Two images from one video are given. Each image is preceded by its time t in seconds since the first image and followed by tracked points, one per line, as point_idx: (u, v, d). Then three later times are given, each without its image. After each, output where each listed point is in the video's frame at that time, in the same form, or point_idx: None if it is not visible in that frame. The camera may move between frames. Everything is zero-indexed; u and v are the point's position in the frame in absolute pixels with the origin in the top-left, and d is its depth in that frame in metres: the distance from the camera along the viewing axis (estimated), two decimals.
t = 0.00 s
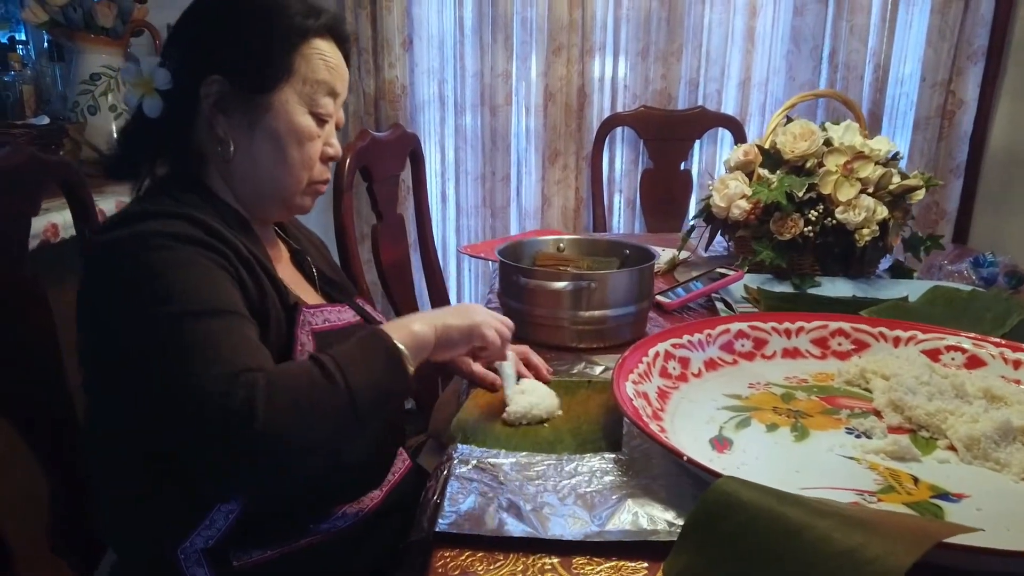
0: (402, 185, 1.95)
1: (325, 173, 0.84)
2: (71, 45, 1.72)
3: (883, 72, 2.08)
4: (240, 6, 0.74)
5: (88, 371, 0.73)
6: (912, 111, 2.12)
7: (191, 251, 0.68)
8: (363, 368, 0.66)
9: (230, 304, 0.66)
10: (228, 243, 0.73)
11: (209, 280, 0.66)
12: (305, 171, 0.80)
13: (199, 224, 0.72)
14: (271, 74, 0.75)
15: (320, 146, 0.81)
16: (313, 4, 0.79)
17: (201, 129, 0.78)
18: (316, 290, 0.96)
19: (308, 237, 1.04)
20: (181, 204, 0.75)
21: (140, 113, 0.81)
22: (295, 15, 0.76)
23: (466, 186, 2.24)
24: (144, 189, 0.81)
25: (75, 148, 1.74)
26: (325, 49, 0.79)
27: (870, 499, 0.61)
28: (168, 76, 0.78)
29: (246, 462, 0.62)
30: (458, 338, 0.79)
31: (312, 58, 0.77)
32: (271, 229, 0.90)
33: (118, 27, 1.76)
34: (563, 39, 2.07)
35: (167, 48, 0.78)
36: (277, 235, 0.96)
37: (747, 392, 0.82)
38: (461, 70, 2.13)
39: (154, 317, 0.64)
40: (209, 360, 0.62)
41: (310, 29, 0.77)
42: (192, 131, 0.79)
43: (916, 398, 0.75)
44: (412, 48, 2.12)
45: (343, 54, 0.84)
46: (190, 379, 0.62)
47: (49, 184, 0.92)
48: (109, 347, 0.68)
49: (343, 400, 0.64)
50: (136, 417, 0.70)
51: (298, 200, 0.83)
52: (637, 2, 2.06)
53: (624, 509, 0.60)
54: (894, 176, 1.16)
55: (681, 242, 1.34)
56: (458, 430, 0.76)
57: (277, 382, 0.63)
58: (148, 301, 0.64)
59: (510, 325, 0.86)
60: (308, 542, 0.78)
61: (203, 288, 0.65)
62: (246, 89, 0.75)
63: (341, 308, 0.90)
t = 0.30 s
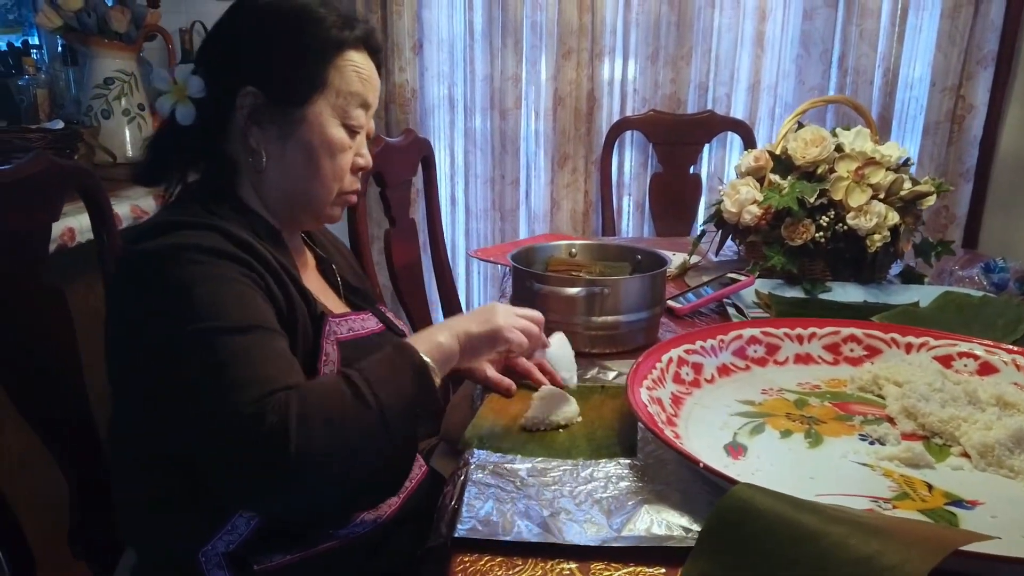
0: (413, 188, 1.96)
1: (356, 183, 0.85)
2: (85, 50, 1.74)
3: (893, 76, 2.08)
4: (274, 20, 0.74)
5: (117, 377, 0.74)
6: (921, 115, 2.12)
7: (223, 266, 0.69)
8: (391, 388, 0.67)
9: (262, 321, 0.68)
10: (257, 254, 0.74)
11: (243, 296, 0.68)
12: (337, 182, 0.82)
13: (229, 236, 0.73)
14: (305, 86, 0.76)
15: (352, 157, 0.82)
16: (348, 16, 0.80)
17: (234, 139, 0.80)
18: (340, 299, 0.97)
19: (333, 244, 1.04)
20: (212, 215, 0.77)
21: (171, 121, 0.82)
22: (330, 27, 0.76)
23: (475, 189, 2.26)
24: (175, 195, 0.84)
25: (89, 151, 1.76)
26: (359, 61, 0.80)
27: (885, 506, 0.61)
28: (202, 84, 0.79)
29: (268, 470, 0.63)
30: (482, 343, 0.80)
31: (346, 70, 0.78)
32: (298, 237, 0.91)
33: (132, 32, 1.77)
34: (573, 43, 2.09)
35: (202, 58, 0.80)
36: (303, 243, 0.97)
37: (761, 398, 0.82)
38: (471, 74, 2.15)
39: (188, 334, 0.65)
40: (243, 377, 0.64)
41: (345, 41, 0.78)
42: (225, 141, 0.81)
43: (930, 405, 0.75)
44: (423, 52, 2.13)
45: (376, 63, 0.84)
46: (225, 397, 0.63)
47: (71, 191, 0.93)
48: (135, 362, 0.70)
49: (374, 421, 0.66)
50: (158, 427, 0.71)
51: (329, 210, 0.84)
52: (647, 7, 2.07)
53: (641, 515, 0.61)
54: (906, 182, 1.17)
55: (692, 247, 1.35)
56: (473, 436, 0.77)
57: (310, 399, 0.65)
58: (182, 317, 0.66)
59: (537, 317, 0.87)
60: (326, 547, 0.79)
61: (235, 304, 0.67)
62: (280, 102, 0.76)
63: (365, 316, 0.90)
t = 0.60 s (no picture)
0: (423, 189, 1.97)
1: (372, 186, 0.86)
2: (95, 50, 1.74)
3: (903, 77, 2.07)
4: (293, 22, 0.74)
5: (136, 388, 0.75)
6: (932, 116, 2.12)
7: (249, 259, 0.68)
8: (443, 367, 0.68)
9: (292, 308, 0.66)
10: (279, 250, 0.73)
11: (269, 285, 0.66)
12: (354, 186, 0.82)
13: (251, 234, 0.71)
14: (326, 90, 0.75)
15: (370, 161, 0.82)
16: (368, 18, 0.79)
17: (252, 140, 0.80)
18: (356, 302, 0.97)
19: (347, 244, 1.05)
20: (228, 215, 0.76)
21: (188, 123, 0.82)
22: (350, 30, 0.76)
23: (484, 189, 2.25)
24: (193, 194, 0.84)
25: (100, 151, 1.77)
26: (378, 63, 0.79)
27: (903, 509, 0.61)
28: (217, 85, 0.79)
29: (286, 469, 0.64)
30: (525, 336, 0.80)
31: (366, 73, 0.78)
32: (313, 239, 0.91)
33: (142, 32, 1.77)
34: (582, 43, 2.09)
35: (218, 60, 0.80)
36: (318, 244, 0.97)
37: (774, 399, 0.82)
38: (481, 74, 2.15)
39: (222, 325, 0.64)
40: (285, 361, 0.62)
41: (366, 43, 0.77)
42: (242, 144, 0.81)
43: (947, 407, 0.75)
44: (432, 52, 2.13)
45: (394, 64, 0.84)
46: (271, 380, 0.62)
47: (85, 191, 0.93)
48: (154, 364, 0.71)
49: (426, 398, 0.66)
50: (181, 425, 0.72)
51: (345, 214, 0.85)
52: (656, 7, 2.06)
53: (659, 517, 0.61)
54: (919, 182, 1.16)
55: (703, 247, 1.35)
56: (487, 436, 0.77)
57: (364, 378, 0.65)
58: (215, 309, 0.65)
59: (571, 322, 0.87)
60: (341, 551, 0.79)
61: (265, 294, 0.65)
62: (300, 105, 0.76)
63: (381, 319, 0.91)
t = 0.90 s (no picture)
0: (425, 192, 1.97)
1: (373, 194, 0.86)
2: (99, 53, 1.75)
3: (906, 79, 2.07)
4: (292, 31, 0.75)
5: (139, 398, 0.76)
6: (935, 119, 2.12)
7: (245, 274, 0.68)
8: (431, 394, 0.67)
9: (287, 326, 0.66)
10: (279, 262, 0.73)
11: (266, 302, 0.67)
12: (354, 196, 0.82)
13: (250, 246, 0.72)
14: (324, 100, 0.76)
15: (369, 169, 0.82)
16: (366, 25, 0.80)
17: (251, 150, 0.80)
18: (356, 308, 0.97)
19: (351, 250, 1.05)
20: (232, 226, 0.77)
21: (188, 134, 0.82)
22: (348, 38, 0.76)
23: (486, 192, 2.26)
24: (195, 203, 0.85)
25: (103, 155, 1.76)
26: (376, 70, 0.80)
27: (906, 517, 0.61)
28: (217, 97, 0.79)
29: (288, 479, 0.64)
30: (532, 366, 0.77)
31: (364, 81, 0.78)
32: (316, 248, 0.91)
33: (145, 35, 1.78)
34: (584, 45, 2.09)
35: (218, 70, 0.80)
36: (322, 252, 0.97)
37: (776, 405, 0.82)
38: (483, 76, 2.15)
39: (217, 342, 0.65)
40: (274, 385, 0.63)
41: (364, 50, 0.78)
42: (242, 155, 0.82)
43: (949, 415, 0.75)
44: (435, 55, 2.14)
45: (394, 71, 0.85)
46: (261, 402, 0.63)
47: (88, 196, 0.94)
48: (152, 374, 0.72)
49: (412, 423, 0.65)
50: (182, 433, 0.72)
51: (346, 222, 0.85)
52: (659, 10, 2.07)
53: (661, 525, 0.61)
54: (922, 187, 1.16)
55: (706, 252, 1.35)
56: (490, 443, 0.77)
57: (347, 404, 0.65)
58: (212, 324, 0.65)
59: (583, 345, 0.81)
60: (341, 560, 0.80)
61: (260, 310, 0.66)
62: (298, 115, 0.76)
63: (382, 326, 0.91)
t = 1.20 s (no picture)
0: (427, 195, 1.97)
1: (382, 200, 0.86)
2: (102, 56, 1.75)
3: (908, 82, 2.08)
4: (293, 36, 0.75)
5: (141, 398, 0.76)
6: (937, 121, 2.12)
7: (250, 295, 0.70)
8: (420, 446, 0.68)
9: (291, 358, 0.69)
10: (284, 283, 0.75)
11: (272, 333, 0.69)
12: (362, 203, 0.82)
13: (257, 263, 0.74)
14: (327, 109, 0.77)
15: (375, 174, 0.82)
16: (368, 31, 0.80)
17: (256, 161, 0.81)
18: (365, 313, 0.97)
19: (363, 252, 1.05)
20: (238, 236, 0.78)
21: (195, 145, 0.83)
22: (349, 45, 0.77)
23: (488, 195, 2.26)
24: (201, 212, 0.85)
25: (107, 158, 1.76)
26: (379, 77, 0.80)
27: (908, 523, 0.61)
28: (221, 107, 0.80)
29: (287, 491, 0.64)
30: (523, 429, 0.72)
31: (367, 88, 0.78)
32: (324, 255, 0.92)
33: (149, 39, 1.78)
34: (587, 48, 2.10)
35: (222, 80, 0.80)
36: (331, 257, 0.98)
37: (779, 410, 0.83)
38: (485, 79, 2.15)
39: (217, 366, 0.66)
40: (267, 419, 0.65)
41: (366, 57, 0.78)
42: (250, 162, 0.81)
43: (952, 420, 0.75)
44: (437, 58, 2.14)
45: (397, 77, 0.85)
46: (252, 436, 0.65)
47: (93, 202, 0.94)
48: (153, 381, 0.73)
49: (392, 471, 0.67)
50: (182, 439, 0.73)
51: (354, 230, 0.85)
52: (661, 13, 2.08)
53: (665, 531, 0.61)
54: (924, 191, 1.16)
55: (708, 255, 1.35)
56: (494, 449, 0.77)
57: (333, 449, 0.66)
58: (215, 347, 0.67)
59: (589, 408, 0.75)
60: (346, 564, 0.80)
61: (263, 337, 0.68)
62: (304, 126, 0.77)
63: (389, 332, 0.91)
